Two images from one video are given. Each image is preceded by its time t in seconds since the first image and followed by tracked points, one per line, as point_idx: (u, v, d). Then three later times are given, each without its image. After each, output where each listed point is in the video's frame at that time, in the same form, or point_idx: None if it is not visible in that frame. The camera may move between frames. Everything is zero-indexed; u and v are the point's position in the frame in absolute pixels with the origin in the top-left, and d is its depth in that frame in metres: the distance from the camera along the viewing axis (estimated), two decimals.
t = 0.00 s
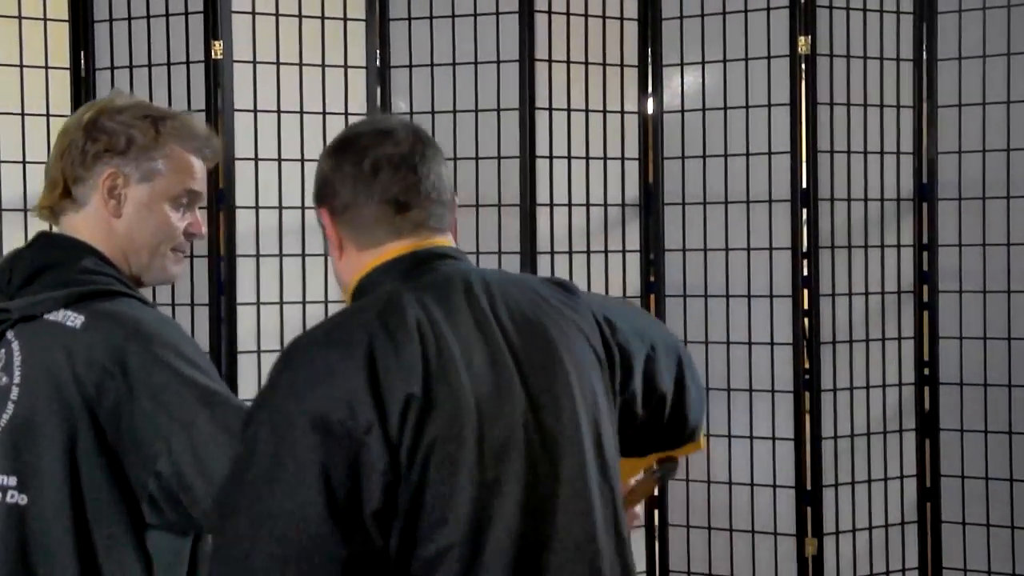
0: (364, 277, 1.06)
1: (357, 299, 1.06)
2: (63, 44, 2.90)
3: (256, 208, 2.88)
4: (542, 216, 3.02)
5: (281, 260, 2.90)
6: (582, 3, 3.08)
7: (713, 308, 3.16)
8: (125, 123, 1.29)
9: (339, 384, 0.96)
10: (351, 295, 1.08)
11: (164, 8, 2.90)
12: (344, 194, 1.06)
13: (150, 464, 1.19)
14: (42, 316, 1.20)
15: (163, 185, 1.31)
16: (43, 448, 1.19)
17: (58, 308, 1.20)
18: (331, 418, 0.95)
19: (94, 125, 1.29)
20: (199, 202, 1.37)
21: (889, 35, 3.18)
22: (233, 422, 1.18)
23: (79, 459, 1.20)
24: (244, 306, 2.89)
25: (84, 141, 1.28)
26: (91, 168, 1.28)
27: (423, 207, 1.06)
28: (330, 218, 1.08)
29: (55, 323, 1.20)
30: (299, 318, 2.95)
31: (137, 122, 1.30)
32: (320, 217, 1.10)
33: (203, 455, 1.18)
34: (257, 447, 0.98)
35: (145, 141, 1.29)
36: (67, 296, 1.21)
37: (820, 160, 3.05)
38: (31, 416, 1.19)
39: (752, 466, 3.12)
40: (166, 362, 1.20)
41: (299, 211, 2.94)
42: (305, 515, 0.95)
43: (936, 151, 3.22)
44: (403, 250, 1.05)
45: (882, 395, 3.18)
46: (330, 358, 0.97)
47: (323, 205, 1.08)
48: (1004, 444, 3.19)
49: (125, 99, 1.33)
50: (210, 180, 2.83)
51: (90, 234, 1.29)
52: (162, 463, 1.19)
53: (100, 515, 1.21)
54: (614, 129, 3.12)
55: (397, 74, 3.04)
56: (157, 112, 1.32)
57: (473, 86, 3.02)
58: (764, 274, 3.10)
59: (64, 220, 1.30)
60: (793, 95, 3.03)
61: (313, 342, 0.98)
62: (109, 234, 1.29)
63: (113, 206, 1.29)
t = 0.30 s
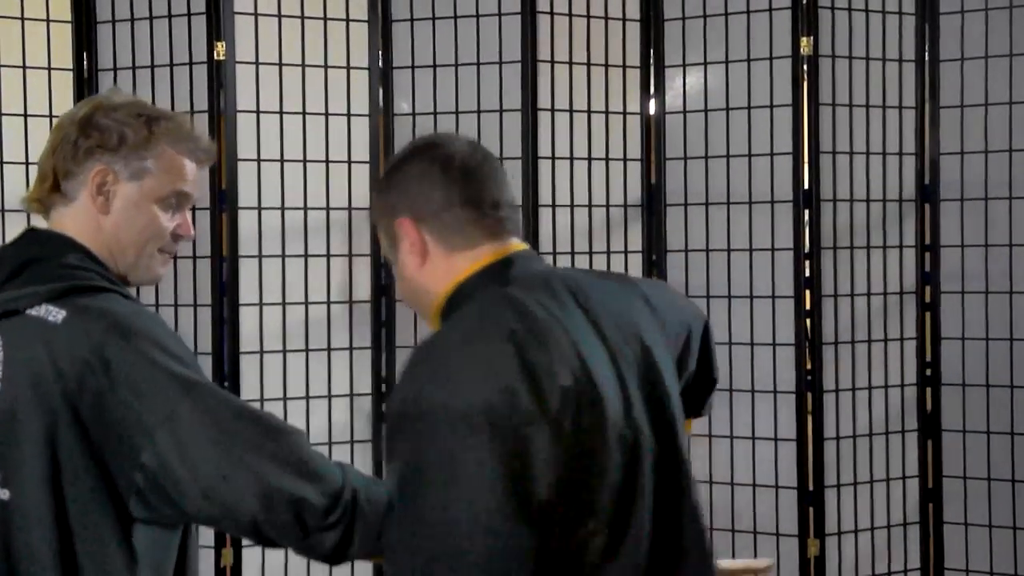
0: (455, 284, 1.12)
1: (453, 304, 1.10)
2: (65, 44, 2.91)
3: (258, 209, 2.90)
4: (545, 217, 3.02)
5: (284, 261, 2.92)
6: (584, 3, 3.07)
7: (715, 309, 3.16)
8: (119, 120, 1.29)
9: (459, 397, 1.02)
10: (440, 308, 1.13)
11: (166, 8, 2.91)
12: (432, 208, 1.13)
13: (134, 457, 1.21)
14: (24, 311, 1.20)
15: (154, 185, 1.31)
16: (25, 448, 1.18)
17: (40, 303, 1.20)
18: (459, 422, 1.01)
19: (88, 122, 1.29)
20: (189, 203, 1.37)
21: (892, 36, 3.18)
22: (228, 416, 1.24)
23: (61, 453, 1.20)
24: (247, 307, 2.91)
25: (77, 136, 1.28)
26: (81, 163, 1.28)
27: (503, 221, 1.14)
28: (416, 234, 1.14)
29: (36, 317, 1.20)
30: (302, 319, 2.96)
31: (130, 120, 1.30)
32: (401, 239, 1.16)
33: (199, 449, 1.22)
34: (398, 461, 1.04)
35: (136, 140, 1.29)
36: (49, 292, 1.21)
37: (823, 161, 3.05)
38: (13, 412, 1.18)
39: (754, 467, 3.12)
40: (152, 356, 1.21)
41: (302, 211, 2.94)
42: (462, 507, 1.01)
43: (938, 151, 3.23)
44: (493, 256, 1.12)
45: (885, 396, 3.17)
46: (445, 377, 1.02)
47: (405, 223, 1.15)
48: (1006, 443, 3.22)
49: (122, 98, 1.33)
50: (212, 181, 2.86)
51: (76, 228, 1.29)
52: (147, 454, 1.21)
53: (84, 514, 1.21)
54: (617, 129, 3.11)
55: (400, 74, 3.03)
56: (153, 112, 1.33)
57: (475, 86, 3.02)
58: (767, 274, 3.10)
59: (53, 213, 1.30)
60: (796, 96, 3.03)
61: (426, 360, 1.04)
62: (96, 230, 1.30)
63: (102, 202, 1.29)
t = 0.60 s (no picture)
0: (517, 272, 1.23)
1: (522, 289, 1.22)
2: (67, 46, 2.92)
3: (259, 210, 2.91)
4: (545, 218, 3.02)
5: (284, 262, 2.93)
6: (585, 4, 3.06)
7: (715, 310, 3.16)
8: (127, 124, 1.33)
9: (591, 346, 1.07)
10: (501, 295, 1.24)
11: (168, 9, 2.91)
12: (488, 205, 1.25)
13: (123, 457, 1.23)
14: (14, 308, 1.22)
15: (155, 192, 1.35)
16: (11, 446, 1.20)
17: (32, 299, 1.23)
18: (597, 377, 1.06)
19: (96, 123, 1.33)
20: (187, 213, 1.41)
21: (892, 37, 3.18)
22: (220, 417, 1.26)
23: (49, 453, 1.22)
24: (247, 309, 2.92)
25: (83, 136, 1.32)
26: (85, 162, 1.32)
27: (549, 215, 1.26)
28: (473, 230, 1.25)
29: (26, 315, 1.22)
30: (302, 321, 2.96)
31: (139, 125, 1.34)
32: (455, 236, 1.27)
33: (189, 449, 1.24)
34: (522, 439, 1.08)
35: (143, 146, 1.33)
36: (41, 289, 1.23)
37: (824, 162, 3.05)
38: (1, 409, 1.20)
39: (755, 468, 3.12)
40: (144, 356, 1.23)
41: (302, 213, 2.95)
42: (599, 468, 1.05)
43: (939, 152, 3.23)
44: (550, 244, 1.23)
45: (885, 397, 3.17)
46: (568, 328, 1.08)
47: (461, 222, 1.26)
48: (1007, 446, 3.22)
49: (133, 104, 1.37)
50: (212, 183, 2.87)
51: (74, 226, 1.32)
52: (136, 454, 1.23)
53: (69, 516, 1.23)
54: (618, 131, 3.11)
55: (400, 76, 3.03)
56: (161, 119, 1.37)
57: (476, 87, 3.02)
58: (767, 276, 3.09)
59: (52, 209, 1.34)
60: (796, 97, 3.03)
61: (542, 317, 1.10)
62: (93, 230, 1.33)
63: (100, 203, 1.32)
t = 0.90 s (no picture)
0: (515, 269, 1.32)
1: (519, 284, 1.30)
2: (71, 45, 2.93)
3: (263, 208, 2.91)
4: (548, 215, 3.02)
5: (288, 259, 2.94)
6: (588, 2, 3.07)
7: (719, 308, 3.14)
8: (162, 135, 1.35)
9: (604, 296, 1.14)
10: (501, 293, 1.33)
11: (172, 8, 2.90)
12: (485, 211, 1.34)
13: (121, 453, 1.24)
14: (14, 301, 1.24)
15: (174, 208, 1.36)
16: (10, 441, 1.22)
17: (31, 294, 1.25)
18: (615, 322, 1.12)
19: (133, 131, 1.36)
20: (200, 235, 1.42)
21: (896, 35, 3.17)
22: (218, 413, 1.26)
23: (47, 448, 1.24)
24: (251, 306, 2.92)
25: (117, 140, 1.35)
26: (112, 165, 1.34)
27: (542, 217, 1.36)
28: (471, 236, 1.35)
29: (26, 309, 1.23)
30: (307, 319, 2.97)
31: (174, 138, 1.36)
32: (454, 242, 1.36)
33: (186, 445, 1.24)
34: (552, 399, 1.14)
35: (173, 160, 1.35)
36: (39, 284, 1.25)
37: (827, 160, 3.06)
38: None
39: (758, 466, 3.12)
40: (144, 352, 1.24)
41: (306, 210, 2.95)
42: (610, 433, 1.10)
43: (942, 150, 3.24)
44: (544, 239, 1.32)
45: (888, 395, 3.17)
46: (579, 288, 1.16)
47: (460, 228, 1.35)
48: (1012, 444, 3.20)
49: (172, 118, 1.40)
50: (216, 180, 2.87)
51: (88, 226, 1.34)
52: (134, 448, 1.24)
53: (68, 513, 1.25)
54: (621, 129, 3.11)
55: (404, 73, 3.03)
56: (194, 138, 1.39)
57: (479, 85, 3.02)
58: (771, 274, 3.08)
59: (71, 204, 1.36)
60: (800, 94, 3.03)
61: (556, 284, 1.18)
62: (106, 233, 1.34)
63: (118, 207, 1.34)
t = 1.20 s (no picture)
0: (501, 281, 1.37)
1: (507, 294, 1.35)
2: (77, 38, 2.93)
3: (269, 201, 2.91)
4: (556, 210, 3.00)
5: (294, 253, 2.94)
6: None
7: (726, 302, 3.14)
8: (172, 134, 1.43)
9: (585, 296, 1.14)
10: (490, 305, 1.37)
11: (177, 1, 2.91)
12: (469, 227, 1.40)
13: (124, 447, 1.26)
14: (18, 294, 1.27)
15: (180, 205, 1.44)
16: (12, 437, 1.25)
17: (36, 287, 1.27)
18: (598, 319, 1.12)
19: (143, 127, 1.44)
20: (205, 233, 1.50)
21: (903, 28, 3.17)
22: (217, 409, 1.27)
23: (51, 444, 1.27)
24: (257, 299, 2.91)
25: (127, 137, 1.43)
26: (122, 162, 1.43)
27: (526, 230, 1.41)
28: (456, 252, 1.40)
29: (31, 302, 1.26)
30: (313, 312, 2.96)
31: (181, 136, 1.44)
32: (441, 261, 1.41)
33: (187, 440, 1.25)
34: (539, 402, 1.13)
35: (179, 158, 1.43)
36: (45, 276, 1.28)
37: (835, 152, 3.04)
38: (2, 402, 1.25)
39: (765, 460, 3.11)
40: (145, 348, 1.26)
41: (312, 203, 2.95)
42: (602, 429, 1.09)
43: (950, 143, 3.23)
44: (525, 248, 1.37)
45: (896, 389, 3.16)
46: (559, 290, 1.16)
47: (446, 247, 1.40)
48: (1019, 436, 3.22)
49: (182, 116, 1.47)
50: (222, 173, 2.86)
51: (96, 219, 1.42)
52: (134, 444, 1.26)
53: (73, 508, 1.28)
54: (628, 122, 3.09)
55: (409, 67, 3.04)
56: (203, 136, 1.47)
57: (486, 78, 3.02)
58: (779, 268, 3.08)
59: (83, 198, 1.44)
60: (808, 88, 3.02)
61: (536, 288, 1.18)
62: (113, 227, 1.43)
63: (127, 203, 1.42)
